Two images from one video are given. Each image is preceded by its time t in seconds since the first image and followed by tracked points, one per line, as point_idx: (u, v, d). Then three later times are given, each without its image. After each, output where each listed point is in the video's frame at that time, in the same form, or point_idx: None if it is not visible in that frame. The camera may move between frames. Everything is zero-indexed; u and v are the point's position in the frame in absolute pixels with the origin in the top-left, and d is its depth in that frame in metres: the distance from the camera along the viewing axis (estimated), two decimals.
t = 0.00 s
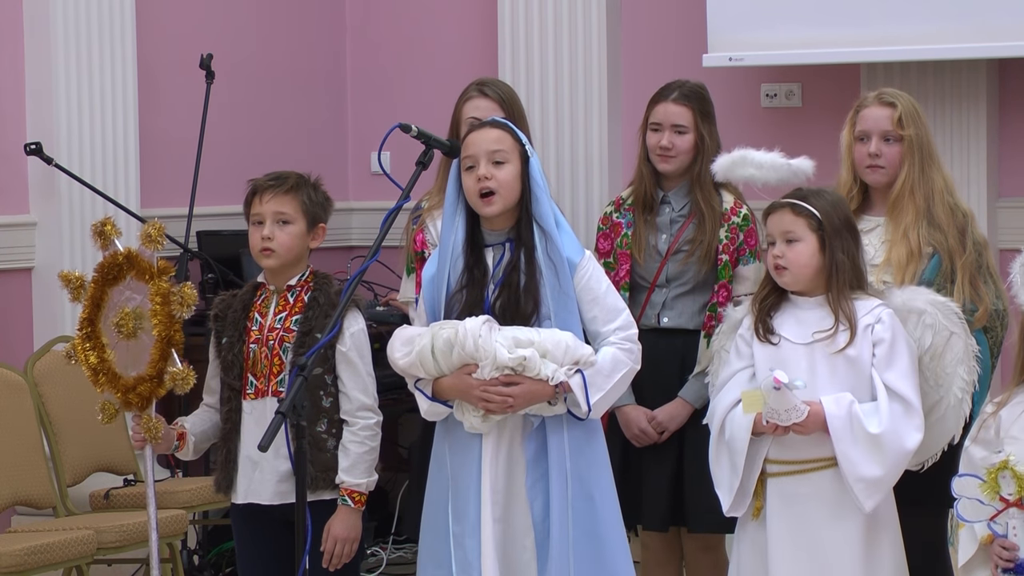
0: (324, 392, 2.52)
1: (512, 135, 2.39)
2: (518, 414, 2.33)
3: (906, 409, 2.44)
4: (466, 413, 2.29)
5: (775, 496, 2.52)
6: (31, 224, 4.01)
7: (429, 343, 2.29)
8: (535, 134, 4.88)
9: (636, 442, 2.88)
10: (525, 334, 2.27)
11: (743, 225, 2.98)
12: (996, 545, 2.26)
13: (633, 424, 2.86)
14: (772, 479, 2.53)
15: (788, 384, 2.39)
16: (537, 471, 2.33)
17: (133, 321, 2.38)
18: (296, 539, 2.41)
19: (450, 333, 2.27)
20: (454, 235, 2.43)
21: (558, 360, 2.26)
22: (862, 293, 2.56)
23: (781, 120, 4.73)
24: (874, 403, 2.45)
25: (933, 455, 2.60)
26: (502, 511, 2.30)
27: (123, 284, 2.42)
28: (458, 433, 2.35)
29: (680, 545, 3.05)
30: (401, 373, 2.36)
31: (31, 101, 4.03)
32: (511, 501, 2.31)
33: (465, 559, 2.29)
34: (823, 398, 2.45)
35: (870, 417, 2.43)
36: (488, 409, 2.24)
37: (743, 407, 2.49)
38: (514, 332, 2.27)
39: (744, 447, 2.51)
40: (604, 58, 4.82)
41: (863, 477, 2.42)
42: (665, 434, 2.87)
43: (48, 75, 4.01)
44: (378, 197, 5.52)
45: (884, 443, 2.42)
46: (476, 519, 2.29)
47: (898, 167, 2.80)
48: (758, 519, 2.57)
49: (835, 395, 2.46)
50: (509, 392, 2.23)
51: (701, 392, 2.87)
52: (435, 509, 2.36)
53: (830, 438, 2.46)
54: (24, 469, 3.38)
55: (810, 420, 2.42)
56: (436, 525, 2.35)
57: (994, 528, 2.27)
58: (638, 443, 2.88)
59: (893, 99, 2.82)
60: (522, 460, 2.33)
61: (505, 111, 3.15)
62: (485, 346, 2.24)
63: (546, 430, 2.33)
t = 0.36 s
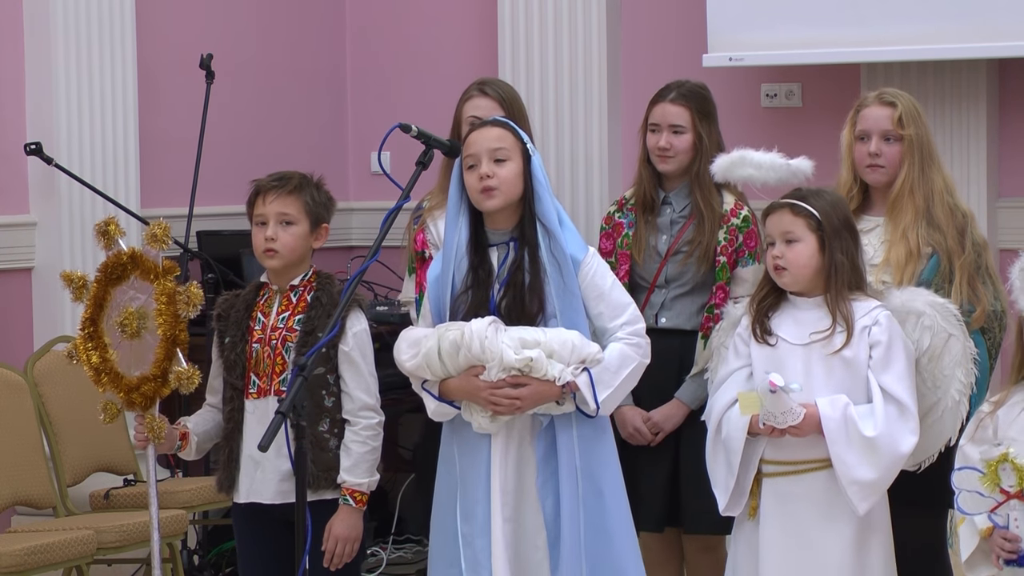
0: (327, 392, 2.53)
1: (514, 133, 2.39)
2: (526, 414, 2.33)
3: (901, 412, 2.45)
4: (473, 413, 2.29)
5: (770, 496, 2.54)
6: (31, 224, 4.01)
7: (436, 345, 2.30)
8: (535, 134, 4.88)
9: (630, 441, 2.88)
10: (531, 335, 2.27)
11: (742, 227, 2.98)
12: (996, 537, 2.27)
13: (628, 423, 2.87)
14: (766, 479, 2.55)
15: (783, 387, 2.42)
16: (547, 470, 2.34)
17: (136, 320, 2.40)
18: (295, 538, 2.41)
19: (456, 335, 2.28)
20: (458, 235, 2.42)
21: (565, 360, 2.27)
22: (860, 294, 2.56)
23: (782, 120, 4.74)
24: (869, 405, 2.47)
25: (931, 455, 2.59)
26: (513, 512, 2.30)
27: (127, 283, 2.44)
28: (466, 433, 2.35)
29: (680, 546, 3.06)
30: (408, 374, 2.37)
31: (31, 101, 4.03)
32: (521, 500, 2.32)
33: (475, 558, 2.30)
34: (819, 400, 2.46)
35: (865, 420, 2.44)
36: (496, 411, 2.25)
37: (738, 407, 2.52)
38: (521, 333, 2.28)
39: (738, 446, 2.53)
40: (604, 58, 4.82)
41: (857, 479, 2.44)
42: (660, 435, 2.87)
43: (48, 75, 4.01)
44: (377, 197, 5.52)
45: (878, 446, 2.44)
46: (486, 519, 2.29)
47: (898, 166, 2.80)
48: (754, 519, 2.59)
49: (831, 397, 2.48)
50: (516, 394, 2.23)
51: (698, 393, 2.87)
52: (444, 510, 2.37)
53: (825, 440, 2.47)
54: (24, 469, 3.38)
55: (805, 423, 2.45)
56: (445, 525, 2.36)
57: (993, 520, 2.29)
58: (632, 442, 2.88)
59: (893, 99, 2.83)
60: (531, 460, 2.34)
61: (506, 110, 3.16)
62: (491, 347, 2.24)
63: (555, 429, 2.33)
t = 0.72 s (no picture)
0: (331, 397, 2.54)
1: (525, 141, 2.39)
2: (544, 420, 2.34)
3: (896, 419, 2.49)
4: (490, 420, 2.30)
5: (765, 503, 2.57)
6: (34, 231, 4.01)
7: (450, 352, 2.31)
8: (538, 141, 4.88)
9: (634, 446, 2.87)
10: (545, 340, 2.28)
11: (748, 234, 2.99)
12: (1006, 526, 2.30)
13: (631, 428, 2.86)
14: (761, 484, 2.58)
15: (778, 392, 2.45)
16: (565, 477, 2.34)
17: (140, 327, 2.46)
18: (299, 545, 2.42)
19: (470, 342, 2.29)
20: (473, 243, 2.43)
21: (579, 366, 2.26)
22: (857, 301, 2.59)
23: (785, 127, 4.74)
24: (864, 412, 2.50)
25: (925, 462, 2.61)
26: (532, 519, 2.31)
27: (131, 290, 2.50)
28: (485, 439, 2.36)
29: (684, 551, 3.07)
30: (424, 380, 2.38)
31: (34, 108, 4.04)
32: (540, 508, 2.32)
33: (495, 566, 2.32)
34: (814, 406, 2.50)
35: (860, 426, 2.48)
36: (513, 420, 2.26)
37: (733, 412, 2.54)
38: (535, 339, 2.28)
39: (733, 451, 2.56)
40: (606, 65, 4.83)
41: (852, 486, 2.48)
42: (664, 440, 2.87)
43: (52, 81, 4.02)
44: (380, 204, 5.52)
45: (873, 453, 2.47)
46: (505, 528, 2.31)
47: (902, 173, 2.80)
48: (748, 524, 2.63)
49: (826, 403, 2.51)
50: (530, 404, 2.25)
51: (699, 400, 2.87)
52: (464, 519, 2.38)
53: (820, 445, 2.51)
54: (27, 475, 3.38)
55: (800, 428, 2.48)
56: (465, 533, 2.37)
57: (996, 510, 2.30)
58: (635, 447, 2.87)
59: (899, 106, 2.82)
60: (550, 467, 2.34)
61: (506, 117, 3.15)
62: (504, 354, 2.25)
63: (573, 435, 2.33)
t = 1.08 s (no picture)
0: (329, 418, 2.63)
1: (544, 164, 2.47)
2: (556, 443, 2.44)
3: (882, 442, 2.63)
4: (502, 441, 2.41)
5: (749, 523, 2.69)
6: (31, 251, 4.01)
7: (464, 371, 2.40)
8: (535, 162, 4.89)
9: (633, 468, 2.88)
10: (554, 362, 2.36)
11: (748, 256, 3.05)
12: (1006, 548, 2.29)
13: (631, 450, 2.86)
14: (748, 506, 2.70)
15: (763, 416, 2.57)
16: (577, 501, 2.43)
17: (142, 348, 2.59)
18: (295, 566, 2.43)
19: (483, 363, 2.38)
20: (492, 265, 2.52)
21: (587, 389, 2.36)
22: (844, 322, 2.72)
23: (782, 149, 4.75)
24: (851, 435, 2.63)
25: (910, 486, 2.77)
26: (544, 543, 2.43)
27: (134, 310, 2.63)
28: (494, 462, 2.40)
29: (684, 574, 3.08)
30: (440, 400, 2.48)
31: (31, 128, 4.04)
32: (552, 530, 2.44)
33: None
34: (801, 429, 2.62)
35: (847, 449, 2.61)
36: (519, 438, 2.36)
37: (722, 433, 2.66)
38: (544, 360, 2.37)
39: (720, 472, 2.68)
40: (602, 86, 4.85)
41: (837, 508, 2.61)
42: (664, 462, 2.87)
43: (49, 101, 4.02)
44: (376, 225, 5.52)
45: (859, 476, 2.61)
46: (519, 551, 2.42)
47: (903, 196, 2.94)
48: (734, 546, 2.74)
49: (813, 425, 2.63)
50: (538, 424, 2.34)
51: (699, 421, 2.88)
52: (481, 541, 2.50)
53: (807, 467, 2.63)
54: (22, 496, 3.37)
55: (787, 450, 2.59)
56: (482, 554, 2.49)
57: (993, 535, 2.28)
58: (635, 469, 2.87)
59: (900, 128, 2.96)
60: (562, 490, 2.45)
61: (501, 139, 3.22)
62: (514, 375, 2.34)
63: (584, 458, 2.44)
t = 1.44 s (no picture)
0: (325, 447, 2.65)
1: (559, 198, 2.63)
2: (561, 473, 2.57)
3: (874, 471, 2.67)
4: (506, 469, 2.54)
5: (740, 552, 2.75)
6: (27, 281, 4.02)
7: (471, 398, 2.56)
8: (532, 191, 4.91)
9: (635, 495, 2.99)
10: (556, 392, 2.50)
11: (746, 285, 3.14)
12: None
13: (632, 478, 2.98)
14: (739, 536, 2.75)
15: (757, 451, 2.59)
16: (578, 531, 2.55)
17: (140, 378, 2.60)
18: None
19: (488, 390, 2.53)
20: (510, 294, 2.70)
21: (587, 420, 2.48)
22: (832, 351, 2.78)
23: (780, 180, 4.75)
24: (842, 465, 2.67)
25: (898, 511, 2.82)
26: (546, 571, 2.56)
27: (131, 340, 2.63)
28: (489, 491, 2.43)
29: None
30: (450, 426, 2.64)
31: (27, 157, 4.04)
32: (554, 560, 2.56)
33: None
34: (792, 460, 2.66)
35: (839, 481, 2.65)
36: (522, 465, 2.49)
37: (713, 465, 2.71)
38: (547, 390, 2.50)
39: (713, 501, 2.73)
40: (599, 115, 4.88)
41: (830, 539, 2.65)
42: (665, 491, 2.97)
43: (45, 131, 4.03)
44: (372, 255, 5.52)
45: (851, 506, 2.65)
46: None
47: (908, 232, 3.02)
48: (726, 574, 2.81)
49: (805, 456, 2.67)
50: (539, 451, 2.47)
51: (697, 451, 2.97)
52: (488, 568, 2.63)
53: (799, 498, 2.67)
54: (18, 528, 3.36)
55: (780, 482, 2.63)
56: None
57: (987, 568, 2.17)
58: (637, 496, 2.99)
59: (902, 165, 3.04)
60: (565, 520, 2.57)
61: (498, 170, 3.24)
62: (516, 403, 2.48)
63: (587, 490, 2.55)
